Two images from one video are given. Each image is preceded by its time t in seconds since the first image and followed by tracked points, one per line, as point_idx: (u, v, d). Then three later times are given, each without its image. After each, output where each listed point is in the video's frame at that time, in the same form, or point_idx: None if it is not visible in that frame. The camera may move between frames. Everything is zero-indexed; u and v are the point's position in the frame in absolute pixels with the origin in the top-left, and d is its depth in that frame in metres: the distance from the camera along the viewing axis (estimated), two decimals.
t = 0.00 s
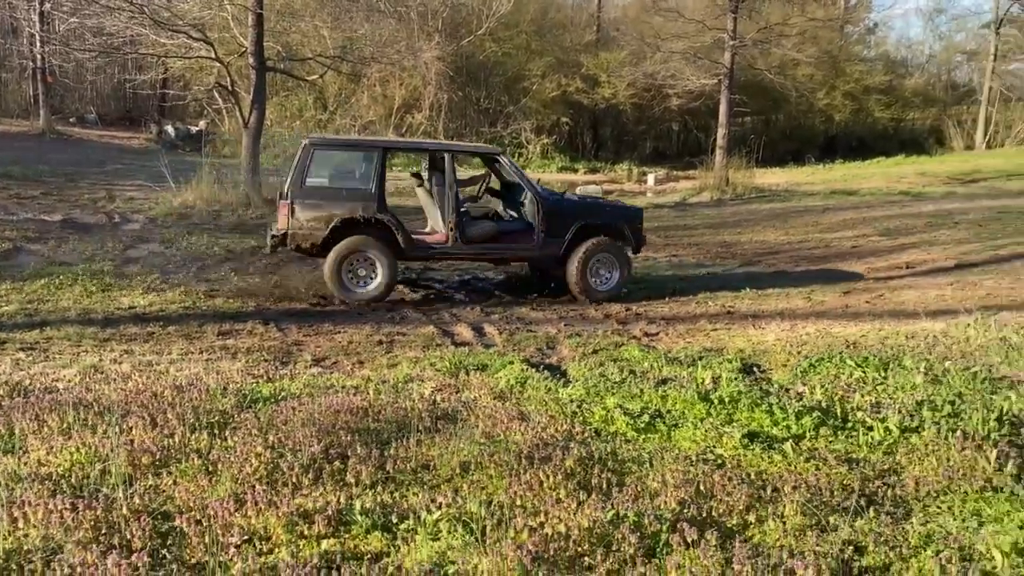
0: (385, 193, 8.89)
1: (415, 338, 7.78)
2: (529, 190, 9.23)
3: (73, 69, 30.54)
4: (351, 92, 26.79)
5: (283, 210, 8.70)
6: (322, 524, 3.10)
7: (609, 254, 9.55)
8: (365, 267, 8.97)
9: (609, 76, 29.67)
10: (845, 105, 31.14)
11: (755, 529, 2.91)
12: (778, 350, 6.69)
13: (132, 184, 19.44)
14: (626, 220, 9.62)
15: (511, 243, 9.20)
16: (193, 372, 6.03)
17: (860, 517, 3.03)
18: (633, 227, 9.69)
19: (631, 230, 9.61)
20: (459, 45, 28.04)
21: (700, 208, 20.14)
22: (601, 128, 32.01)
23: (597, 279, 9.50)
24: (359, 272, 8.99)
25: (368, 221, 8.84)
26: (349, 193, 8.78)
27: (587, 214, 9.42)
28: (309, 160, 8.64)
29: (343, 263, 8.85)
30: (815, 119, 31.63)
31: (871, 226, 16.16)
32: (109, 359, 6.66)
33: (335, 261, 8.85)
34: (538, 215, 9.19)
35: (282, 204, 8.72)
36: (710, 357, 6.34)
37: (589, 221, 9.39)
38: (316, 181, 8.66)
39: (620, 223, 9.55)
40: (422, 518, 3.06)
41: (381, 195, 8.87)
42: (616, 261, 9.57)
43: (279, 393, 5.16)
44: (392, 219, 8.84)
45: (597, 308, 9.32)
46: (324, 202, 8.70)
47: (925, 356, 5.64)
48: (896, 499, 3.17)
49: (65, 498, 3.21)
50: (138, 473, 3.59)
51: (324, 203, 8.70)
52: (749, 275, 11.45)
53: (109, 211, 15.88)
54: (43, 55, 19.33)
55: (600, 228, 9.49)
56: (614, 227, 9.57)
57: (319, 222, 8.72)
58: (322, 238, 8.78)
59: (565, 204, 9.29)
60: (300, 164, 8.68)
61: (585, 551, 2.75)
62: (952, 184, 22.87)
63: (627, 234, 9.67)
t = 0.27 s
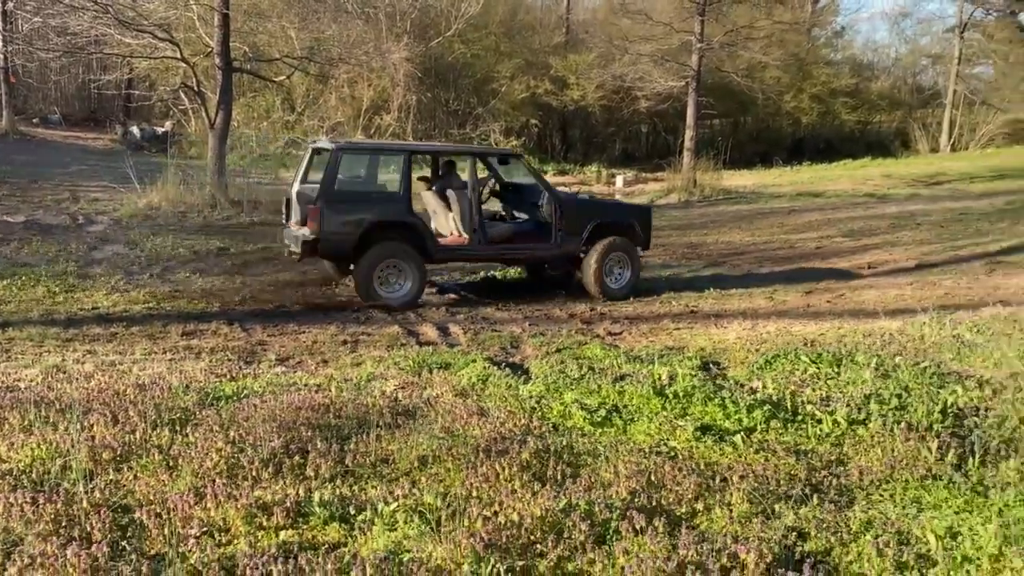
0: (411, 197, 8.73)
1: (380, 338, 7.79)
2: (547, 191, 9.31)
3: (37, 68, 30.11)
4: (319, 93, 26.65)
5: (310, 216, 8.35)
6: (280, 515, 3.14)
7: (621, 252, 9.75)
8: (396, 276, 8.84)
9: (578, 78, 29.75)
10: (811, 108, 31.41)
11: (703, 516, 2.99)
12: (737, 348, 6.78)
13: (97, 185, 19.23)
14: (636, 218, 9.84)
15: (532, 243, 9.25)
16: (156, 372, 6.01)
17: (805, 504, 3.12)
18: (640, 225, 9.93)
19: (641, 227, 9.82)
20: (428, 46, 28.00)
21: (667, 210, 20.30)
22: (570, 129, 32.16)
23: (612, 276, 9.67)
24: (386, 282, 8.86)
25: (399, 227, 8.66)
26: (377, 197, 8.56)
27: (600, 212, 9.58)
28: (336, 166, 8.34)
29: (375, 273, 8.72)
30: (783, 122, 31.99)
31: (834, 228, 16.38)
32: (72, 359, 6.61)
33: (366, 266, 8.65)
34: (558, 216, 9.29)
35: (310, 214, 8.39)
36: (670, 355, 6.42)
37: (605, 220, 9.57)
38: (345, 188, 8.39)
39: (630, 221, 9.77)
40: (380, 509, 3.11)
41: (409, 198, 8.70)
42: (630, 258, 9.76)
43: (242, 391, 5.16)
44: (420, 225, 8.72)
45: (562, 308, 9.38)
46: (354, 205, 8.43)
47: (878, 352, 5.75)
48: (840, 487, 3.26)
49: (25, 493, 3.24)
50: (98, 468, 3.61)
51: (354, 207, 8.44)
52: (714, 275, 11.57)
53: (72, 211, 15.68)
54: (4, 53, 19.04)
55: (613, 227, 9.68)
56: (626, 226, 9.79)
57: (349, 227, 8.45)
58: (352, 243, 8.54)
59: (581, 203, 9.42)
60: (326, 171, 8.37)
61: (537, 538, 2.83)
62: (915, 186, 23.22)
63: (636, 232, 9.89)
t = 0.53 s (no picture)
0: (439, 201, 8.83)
1: (343, 337, 7.82)
2: (559, 193, 9.56)
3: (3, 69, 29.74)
4: (289, 94, 26.57)
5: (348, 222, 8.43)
6: (230, 501, 3.23)
7: (624, 249, 10.08)
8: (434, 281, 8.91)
9: (548, 80, 29.84)
10: (777, 111, 31.95)
11: (638, 498, 3.12)
12: (691, 343, 6.92)
13: (64, 186, 19.05)
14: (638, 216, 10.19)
15: (546, 244, 9.48)
16: (117, 369, 6.03)
17: (738, 485, 3.25)
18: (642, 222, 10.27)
19: (642, 225, 10.18)
20: (398, 48, 28.02)
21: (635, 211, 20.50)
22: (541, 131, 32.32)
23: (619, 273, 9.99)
24: (416, 283, 8.89)
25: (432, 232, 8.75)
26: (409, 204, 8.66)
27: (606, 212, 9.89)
28: (369, 172, 8.42)
29: (408, 276, 8.74)
30: (750, 125, 32.42)
31: (797, 228, 16.65)
32: (34, 357, 6.61)
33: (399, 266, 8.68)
34: (569, 216, 9.55)
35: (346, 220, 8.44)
36: (625, 349, 6.53)
37: (611, 220, 9.86)
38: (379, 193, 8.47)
39: (634, 218, 10.10)
40: (328, 493, 3.21)
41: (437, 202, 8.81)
42: (635, 255, 10.10)
43: (200, 386, 5.22)
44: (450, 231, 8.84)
45: (526, 305, 9.45)
46: (389, 211, 8.52)
47: (824, 346, 5.90)
48: (774, 470, 3.40)
49: None
50: (53, 458, 3.70)
51: (389, 213, 8.53)
52: (676, 274, 11.73)
53: (37, 213, 15.54)
54: None
55: (617, 225, 9.99)
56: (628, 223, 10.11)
57: (385, 232, 8.54)
58: (386, 248, 8.62)
59: (589, 204, 9.71)
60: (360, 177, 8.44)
61: (477, 519, 2.95)
62: (878, 188, 23.61)
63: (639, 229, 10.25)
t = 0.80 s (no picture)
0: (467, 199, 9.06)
1: (308, 338, 7.82)
2: (569, 194, 9.92)
3: None
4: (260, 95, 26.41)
5: (388, 221, 8.51)
6: (182, 498, 3.25)
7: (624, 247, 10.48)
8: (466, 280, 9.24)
9: (520, 81, 29.63)
10: (747, 113, 32.28)
11: (584, 492, 3.25)
12: (650, 342, 7.01)
13: (30, 187, 18.82)
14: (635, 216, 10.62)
15: (559, 243, 9.82)
16: (78, 370, 6.00)
17: (680, 480, 3.39)
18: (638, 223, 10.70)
19: (640, 224, 10.61)
20: (369, 49, 27.95)
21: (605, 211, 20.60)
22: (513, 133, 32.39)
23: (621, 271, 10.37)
24: (450, 281, 9.11)
25: (465, 230, 9.01)
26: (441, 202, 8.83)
27: (610, 212, 10.29)
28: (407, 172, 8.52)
29: (445, 275, 8.96)
30: (721, 126, 32.69)
31: (764, 229, 16.83)
32: None
33: (437, 265, 8.88)
34: (579, 216, 9.91)
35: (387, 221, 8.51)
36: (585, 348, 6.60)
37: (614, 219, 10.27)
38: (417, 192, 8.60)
39: (633, 218, 10.53)
40: (278, 490, 3.25)
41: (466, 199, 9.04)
42: (635, 253, 10.51)
43: (160, 386, 5.22)
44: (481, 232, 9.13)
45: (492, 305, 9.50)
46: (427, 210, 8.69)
47: (778, 345, 6.00)
48: (715, 464, 3.55)
49: None
50: (10, 457, 3.76)
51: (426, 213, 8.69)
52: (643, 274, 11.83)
53: (2, 214, 15.35)
54: None
55: (618, 224, 10.40)
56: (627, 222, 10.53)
57: (422, 231, 8.70)
58: (423, 247, 8.78)
59: (595, 205, 10.10)
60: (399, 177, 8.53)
61: (425, 514, 3.04)
62: (845, 189, 23.89)
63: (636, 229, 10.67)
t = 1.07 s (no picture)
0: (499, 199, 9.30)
1: (282, 340, 7.88)
2: (581, 195, 10.23)
3: None
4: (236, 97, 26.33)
5: (434, 222, 8.71)
6: (153, 496, 3.31)
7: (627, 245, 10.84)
8: (500, 279, 9.50)
9: (496, 84, 29.44)
10: (723, 115, 32.58)
11: (547, 487, 3.35)
12: (621, 343, 7.10)
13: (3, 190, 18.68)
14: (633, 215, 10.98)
15: (573, 242, 10.12)
16: (51, 373, 6.02)
17: (642, 475, 3.50)
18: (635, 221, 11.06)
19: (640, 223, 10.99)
20: (346, 51, 27.95)
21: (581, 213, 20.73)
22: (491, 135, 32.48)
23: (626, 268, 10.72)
24: (488, 280, 9.37)
25: (500, 230, 9.26)
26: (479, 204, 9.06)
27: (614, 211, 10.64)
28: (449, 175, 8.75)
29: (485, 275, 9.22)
30: (697, 128, 32.95)
31: (738, 230, 17.02)
32: None
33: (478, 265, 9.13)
34: (590, 216, 10.22)
35: (434, 223, 8.72)
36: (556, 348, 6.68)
37: (621, 218, 10.53)
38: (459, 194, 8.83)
39: (632, 216, 10.90)
40: (247, 488, 3.31)
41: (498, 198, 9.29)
42: (637, 250, 10.89)
43: (133, 388, 5.26)
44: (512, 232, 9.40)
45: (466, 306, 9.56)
46: (469, 211, 8.93)
47: (744, 344, 6.11)
48: (677, 460, 3.65)
49: None
50: None
51: (469, 214, 8.92)
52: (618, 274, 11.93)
53: None
54: None
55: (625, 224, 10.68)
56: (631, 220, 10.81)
57: (463, 233, 8.93)
58: (466, 248, 9.00)
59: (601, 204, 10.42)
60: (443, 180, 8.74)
61: (392, 510, 3.13)
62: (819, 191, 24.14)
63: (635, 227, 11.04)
